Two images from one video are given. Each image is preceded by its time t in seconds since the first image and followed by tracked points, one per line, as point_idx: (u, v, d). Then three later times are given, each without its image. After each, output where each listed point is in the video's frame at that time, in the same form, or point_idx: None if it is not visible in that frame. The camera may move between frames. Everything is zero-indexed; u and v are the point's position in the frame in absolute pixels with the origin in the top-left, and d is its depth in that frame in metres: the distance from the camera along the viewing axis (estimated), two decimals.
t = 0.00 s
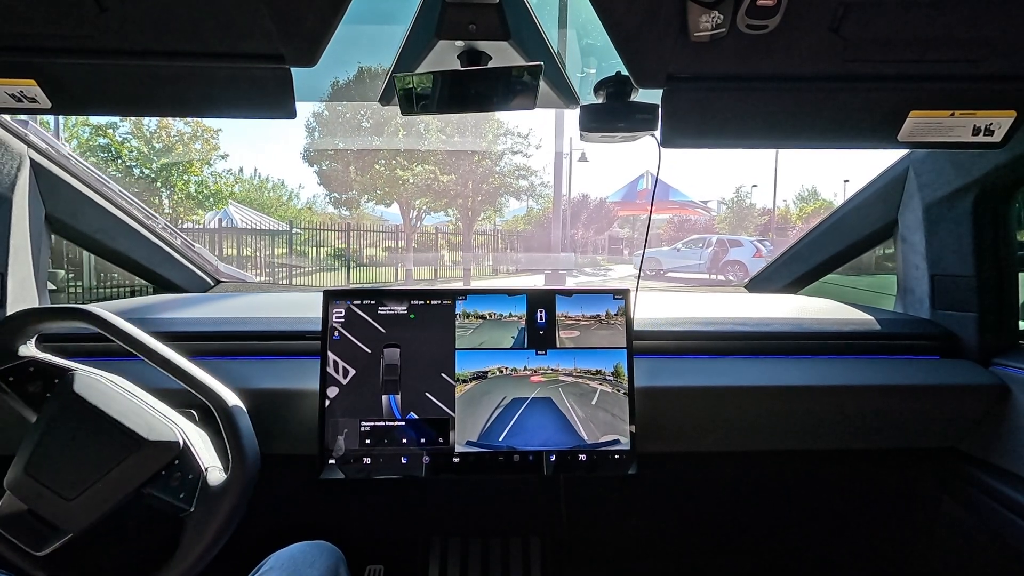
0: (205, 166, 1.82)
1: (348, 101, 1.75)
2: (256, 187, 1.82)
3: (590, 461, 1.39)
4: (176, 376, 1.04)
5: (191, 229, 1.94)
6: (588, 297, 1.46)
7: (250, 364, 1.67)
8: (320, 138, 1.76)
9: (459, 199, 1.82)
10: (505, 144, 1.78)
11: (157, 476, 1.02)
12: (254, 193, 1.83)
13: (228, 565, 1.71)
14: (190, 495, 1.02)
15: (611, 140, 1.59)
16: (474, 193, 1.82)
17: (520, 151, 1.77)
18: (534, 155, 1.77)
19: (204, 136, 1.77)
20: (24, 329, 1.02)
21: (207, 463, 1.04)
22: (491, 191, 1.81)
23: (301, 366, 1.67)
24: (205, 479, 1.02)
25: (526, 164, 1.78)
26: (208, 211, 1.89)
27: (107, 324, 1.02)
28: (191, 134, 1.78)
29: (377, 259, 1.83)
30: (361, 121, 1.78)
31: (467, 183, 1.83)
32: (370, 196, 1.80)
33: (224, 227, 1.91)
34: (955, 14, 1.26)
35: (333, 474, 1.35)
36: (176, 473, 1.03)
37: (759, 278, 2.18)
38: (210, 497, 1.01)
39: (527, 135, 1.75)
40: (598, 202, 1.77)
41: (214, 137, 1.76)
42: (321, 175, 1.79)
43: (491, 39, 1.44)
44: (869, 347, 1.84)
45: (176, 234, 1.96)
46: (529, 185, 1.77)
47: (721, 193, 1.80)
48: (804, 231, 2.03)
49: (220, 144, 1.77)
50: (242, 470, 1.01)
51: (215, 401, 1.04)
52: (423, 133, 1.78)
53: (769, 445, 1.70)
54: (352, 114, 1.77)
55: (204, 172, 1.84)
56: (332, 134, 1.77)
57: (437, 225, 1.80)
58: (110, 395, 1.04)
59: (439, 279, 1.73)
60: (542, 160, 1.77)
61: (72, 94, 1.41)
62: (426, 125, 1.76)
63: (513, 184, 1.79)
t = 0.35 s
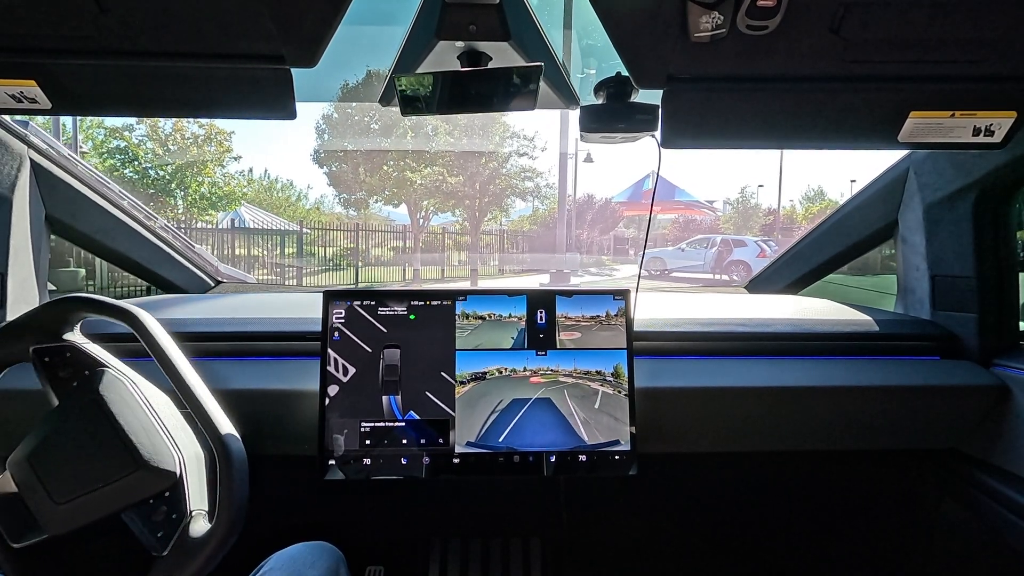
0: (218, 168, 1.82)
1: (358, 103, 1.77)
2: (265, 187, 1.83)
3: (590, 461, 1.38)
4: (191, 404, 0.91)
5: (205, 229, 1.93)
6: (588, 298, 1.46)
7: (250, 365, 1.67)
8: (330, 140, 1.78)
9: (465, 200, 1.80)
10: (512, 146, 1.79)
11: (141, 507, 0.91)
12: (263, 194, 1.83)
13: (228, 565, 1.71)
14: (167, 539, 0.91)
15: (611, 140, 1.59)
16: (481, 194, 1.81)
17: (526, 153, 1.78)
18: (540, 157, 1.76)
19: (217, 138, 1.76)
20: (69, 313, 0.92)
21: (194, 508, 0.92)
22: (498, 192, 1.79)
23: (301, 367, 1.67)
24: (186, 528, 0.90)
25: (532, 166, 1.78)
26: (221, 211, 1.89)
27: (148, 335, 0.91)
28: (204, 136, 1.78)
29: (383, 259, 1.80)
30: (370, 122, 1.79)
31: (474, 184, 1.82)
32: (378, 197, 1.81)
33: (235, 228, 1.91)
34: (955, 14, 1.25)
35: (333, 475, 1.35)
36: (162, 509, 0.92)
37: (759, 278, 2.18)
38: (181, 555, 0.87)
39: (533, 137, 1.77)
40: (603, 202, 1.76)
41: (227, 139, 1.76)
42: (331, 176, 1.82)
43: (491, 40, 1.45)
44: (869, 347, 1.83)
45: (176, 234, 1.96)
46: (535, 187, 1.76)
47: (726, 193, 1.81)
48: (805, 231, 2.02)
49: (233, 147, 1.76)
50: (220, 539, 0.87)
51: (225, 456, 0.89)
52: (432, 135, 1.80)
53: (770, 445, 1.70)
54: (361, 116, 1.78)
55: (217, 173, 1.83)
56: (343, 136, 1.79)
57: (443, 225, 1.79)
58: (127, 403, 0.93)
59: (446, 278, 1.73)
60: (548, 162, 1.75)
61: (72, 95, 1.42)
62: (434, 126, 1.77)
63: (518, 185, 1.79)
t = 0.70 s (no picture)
0: (236, 169, 1.80)
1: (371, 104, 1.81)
2: (278, 187, 1.81)
3: (590, 462, 1.38)
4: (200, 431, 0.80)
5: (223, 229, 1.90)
6: (587, 299, 1.46)
7: (249, 365, 1.67)
8: (343, 141, 1.79)
9: (476, 201, 1.81)
10: (522, 148, 1.80)
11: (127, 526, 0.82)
12: (277, 193, 1.82)
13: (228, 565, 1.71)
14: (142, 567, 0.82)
15: (611, 140, 1.59)
16: (491, 194, 1.81)
17: (535, 155, 1.79)
18: (549, 159, 1.77)
19: (235, 139, 1.77)
20: (108, 313, 0.81)
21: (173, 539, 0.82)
22: (509, 193, 1.80)
23: (301, 367, 1.67)
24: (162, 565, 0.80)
25: (541, 168, 1.78)
26: (239, 211, 1.87)
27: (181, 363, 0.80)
28: (222, 138, 1.77)
29: (395, 259, 1.76)
30: (383, 124, 1.81)
31: (486, 185, 1.83)
32: (390, 197, 1.80)
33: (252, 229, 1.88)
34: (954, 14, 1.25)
35: (333, 475, 1.35)
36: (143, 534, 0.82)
37: (759, 278, 2.18)
38: None
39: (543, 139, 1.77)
40: (612, 201, 1.76)
41: (245, 140, 1.75)
42: (345, 177, 1.81)
43: (491, 40, 1.45)
44: (870, 347, 1.83)
45: (175, 234, 1.95)
46: (544, 188, 1.76)
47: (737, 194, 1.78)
48: (806, 232, 2.02)
49: (251, 148, 1.76)
50: None
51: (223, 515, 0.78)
52: (443, 136, 1.83)
53: (770, 445, 1.70)
54: (374, 119, 1.81)
55: (235, 174, 1.81)
56: (357, 138, 1.80)
57: (454, 225, 1.78)
58: (142, 416, 0.80)
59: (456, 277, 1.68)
60: (557, 163, 1.76)
61: (72, 95, 1.41)
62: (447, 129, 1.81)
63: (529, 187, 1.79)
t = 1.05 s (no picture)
0: (258, 171, 1.79)
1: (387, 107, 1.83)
2: (290, 186, 1.80)
3: (590, 461, 1.38)
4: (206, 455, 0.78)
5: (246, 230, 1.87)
6: (586, 297, 1.46)
7: (249, 365, 1.67)
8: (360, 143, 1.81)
9: (492, 202, 1.81)
10: (536, 150, 1.81)
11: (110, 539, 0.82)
12: (286, 192, 1.80)
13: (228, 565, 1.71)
14: None
15: (611, 140, 1.59)
16: (506, 195, 1.82)
17: (549, 157, 1.79)
18: (562, 160, 1.77)
19: (257, 142, 1.76)
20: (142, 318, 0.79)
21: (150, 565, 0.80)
22: (523, 195, 1.80)
23: (301, 367, 1.67)
24: None
25: (554, 170, 1.79)
26: (261, 211, 1.84)
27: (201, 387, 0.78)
28: (244, 140, 1.76)
29: (408, 258, 1.75)
30: (399, 126, 1.79)
31: (501, 187, 1.83)
32: (406, 196, 1.80)
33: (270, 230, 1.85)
34: (953, 14, 1.25)
35: (333, 475, 1.35)
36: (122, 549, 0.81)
37: (758, 278, 2.18)
38: None
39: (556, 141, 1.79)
40: (624, 202, 1.76)
41: (266, 142, 1.75)
42: (362, 178, 1.82)
43: (491, 40, 1.45)
44: (870, 347, 1.83)
45: (175, 234, 1.94)
46: (557, 189, 1.76)
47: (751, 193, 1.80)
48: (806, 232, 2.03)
49: (273, 150, 1.75)
50: None
51: (205, 548, 0.77)
52: (458, 138, 1.83)
53: (771, 445, 1.69)
54: (390, 121, 1.80)
55: (258, 176, 1.80)
56: (374, 139, 1.81)
57: (468, 225, 1.79)
58: (153, 429, 0.78)
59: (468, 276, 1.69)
60: (570, 165, 1.77)
61: (72, 95, 1.42)
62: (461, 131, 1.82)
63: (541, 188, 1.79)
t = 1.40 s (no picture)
0: (282, 173, 1.74)
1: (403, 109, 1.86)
2: (308, 186, 1.76)
3: (591, 461, 1.38)
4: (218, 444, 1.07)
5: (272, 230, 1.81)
6: (587, 297, 1.46)
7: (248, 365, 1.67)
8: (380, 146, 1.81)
9: (510, 203, 1.79)
10: (552, 151, 1.80)
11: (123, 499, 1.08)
12: (305, 193, 1.76)
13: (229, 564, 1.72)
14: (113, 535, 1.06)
15: (611, 140, 1.59)
16: (523, 196, 1.79)
17: (565, 159, 1.80)
18: (578, 162, 1.79)
19: (282, 145, 1.71)
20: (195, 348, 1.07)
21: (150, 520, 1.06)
22: (541, 196, 1.79)
23: (301, 367, 1.67)
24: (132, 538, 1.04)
25: (570, 172, 1.80)
26: (286, 211, 1.78)
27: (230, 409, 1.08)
28: (269, 143, 1.70)
29: (425, 257, 1.75)
30: (420, 129, 1.81)
31: (518, 188, 1.81)
32: (424, 196, 1.79)
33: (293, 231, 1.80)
34: (951, 14, 1.25)
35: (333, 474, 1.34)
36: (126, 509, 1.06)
37: (757, 278, 2.17)
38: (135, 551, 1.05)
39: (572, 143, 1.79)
40: (640, 203, 1.76)
41: (290, 145, 1.71)
42: (382, 181, 1.79)
43: (491, 40, 1.46)
44: (870, 347, 1.83)
45: (175, 233, 1.93)
46: (574, 191, 1.77)
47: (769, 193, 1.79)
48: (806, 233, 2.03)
49: (298, 153, 1.72)
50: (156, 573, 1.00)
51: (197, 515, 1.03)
52: (478, 141, 1.82)
53: (771, 445, 1.70)
54: (412, 124, 1.80)
55: (282, 178, 1.75)
56: (397, 141, 1.82)
57: (485, 225, 1.77)
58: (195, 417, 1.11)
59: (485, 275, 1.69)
60: (586, 167, 1.78)
61: (72, 96, 1.42)
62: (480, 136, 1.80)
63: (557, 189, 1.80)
